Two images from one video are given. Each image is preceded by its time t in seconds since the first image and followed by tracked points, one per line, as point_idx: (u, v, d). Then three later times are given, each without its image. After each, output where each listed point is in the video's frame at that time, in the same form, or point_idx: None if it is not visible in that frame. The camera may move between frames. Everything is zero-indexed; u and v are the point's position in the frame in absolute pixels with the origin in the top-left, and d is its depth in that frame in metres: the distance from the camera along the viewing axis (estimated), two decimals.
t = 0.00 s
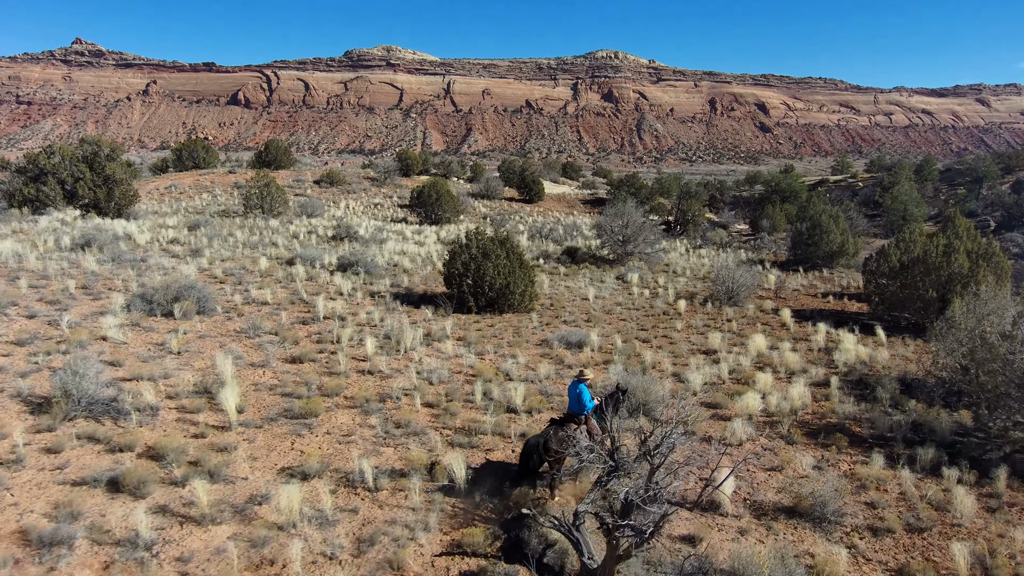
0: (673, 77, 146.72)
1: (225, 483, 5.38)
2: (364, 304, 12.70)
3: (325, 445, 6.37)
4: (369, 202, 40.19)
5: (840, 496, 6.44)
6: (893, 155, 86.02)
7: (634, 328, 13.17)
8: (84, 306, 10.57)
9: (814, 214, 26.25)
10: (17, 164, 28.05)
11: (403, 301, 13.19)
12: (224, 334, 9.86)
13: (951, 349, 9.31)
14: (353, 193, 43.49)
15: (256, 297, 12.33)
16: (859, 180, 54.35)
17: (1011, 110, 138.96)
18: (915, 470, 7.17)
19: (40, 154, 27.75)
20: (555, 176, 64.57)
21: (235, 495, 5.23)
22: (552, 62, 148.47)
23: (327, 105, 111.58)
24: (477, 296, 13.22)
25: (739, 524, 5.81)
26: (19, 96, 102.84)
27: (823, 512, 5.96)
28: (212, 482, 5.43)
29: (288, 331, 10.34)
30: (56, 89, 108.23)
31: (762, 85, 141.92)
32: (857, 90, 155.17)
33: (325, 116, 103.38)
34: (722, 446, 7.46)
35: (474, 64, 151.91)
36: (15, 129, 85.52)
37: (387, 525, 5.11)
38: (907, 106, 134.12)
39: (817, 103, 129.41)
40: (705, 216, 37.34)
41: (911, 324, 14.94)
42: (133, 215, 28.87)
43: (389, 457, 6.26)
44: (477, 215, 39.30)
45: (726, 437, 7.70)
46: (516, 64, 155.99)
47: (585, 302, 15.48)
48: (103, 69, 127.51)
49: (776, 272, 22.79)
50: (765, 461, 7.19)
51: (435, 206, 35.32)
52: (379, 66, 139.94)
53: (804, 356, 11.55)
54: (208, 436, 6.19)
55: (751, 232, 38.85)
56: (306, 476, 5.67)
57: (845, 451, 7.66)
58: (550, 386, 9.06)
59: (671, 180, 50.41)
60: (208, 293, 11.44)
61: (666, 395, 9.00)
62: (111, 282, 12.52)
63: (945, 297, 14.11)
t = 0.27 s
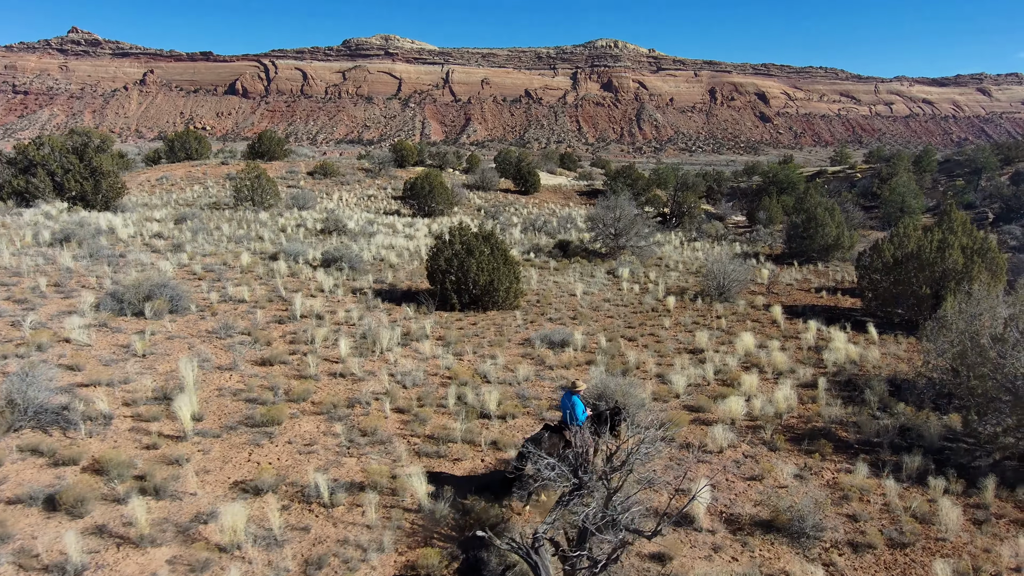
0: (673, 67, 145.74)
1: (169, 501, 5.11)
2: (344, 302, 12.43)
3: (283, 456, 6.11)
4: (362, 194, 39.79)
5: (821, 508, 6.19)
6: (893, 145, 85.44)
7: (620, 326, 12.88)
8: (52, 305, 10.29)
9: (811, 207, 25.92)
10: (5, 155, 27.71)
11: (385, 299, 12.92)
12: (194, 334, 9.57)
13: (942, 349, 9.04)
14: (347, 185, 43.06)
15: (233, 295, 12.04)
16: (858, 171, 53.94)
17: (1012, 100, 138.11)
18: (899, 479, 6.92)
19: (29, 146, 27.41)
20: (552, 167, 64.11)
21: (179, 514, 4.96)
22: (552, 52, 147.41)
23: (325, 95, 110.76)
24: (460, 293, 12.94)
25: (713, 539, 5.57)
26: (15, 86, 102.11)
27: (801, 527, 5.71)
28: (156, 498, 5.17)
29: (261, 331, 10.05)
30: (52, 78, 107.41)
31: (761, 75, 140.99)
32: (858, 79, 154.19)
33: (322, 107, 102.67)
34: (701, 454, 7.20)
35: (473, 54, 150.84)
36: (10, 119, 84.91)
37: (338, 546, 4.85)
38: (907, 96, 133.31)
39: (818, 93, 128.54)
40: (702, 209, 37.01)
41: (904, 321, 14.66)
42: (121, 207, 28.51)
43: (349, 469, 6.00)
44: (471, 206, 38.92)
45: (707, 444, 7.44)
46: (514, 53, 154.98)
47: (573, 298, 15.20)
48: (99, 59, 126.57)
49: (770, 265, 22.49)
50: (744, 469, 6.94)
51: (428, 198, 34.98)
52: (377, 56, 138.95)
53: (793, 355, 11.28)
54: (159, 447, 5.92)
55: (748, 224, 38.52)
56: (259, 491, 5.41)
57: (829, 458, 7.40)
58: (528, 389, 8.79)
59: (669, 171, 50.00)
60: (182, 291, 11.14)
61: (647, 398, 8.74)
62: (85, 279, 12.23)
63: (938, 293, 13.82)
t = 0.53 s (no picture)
0: (673, 52, 144.59)
1: (113, 507, 4.92)
2: (323, 293, 12.22)
3: (240, 458, 5.92)
4: (355, 182, 39.41)
5: (792, 510, 6.04)
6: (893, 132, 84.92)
7: (604, 317, 12.67)
8: (21, 298, 10.07)
9: (806, 195, 25.65)
10: None
11: (366, 290, 12.71)
12: (164, 328, 9.37)
13: (926, 344, 8.85)
14: (341, 172, 42.65)
15: (209, 287, 11.82)
16: (857, 157, 53.58)
17: (1014, 85, 137.03)
18: (877, 479, 6.76)
19: (19, 133, 27.11)
20: (550, 154, 63.64)
21: (121, 521, 4.78)
22: (551, 37, 146.15)
23: (323, 81, 109.86)
24: (442, 285, 12.73)
25: (679, 544, 5.41)
26: (12, 72, 101.42)
27: (771, 531, 5.56)
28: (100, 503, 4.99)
29: (233, 325, 9.84)
30: (48, 63, 106.68)
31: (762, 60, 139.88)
32: (860, 65, 153.10)
33: (319, 92, 101.80)
34: (675, 454, 7.02)
35: (471, 39, 149.53)
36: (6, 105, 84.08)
37: (287, 554, 4.67)
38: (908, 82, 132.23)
39: (819, 79, 127.62)
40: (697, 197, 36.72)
41: (894, 312, 14.46)
42: (109, 195, 28.15)
43: (307, 471, 5.81)
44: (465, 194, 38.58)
45: (681, 443, 7.28)
46: (514, 38, 153.66)
47: (559, 289, 15.00)
48: (95, 44, 125.31)
49: (763, 254, 22.27)
50: (718, 469, 6.78)
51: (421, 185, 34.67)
52: (375, 41, 137.76)
53: (778, 348, 11.08)
54: (110, 449, 5.73)
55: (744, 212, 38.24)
56: (209, 495, 5.23)
57: (806, 456, 7.24)
58: (503, 385, 8.60)
59: (666, 158, 49.62)
60: (156, 283, 10.91)
61: (625, 394, 8.56)
62: (60, 270, 12.00)
63: (928, 284, 13.61)
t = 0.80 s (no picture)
0: (673, 42, 143.71)
1: (52, 512, 4.76)
2: (301, 287, 12.04)
3: (194, 458, 5.76)
4: (349, 172, 39.13)
5: (761, 512, 5.90)
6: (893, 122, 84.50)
7: (587, 311, 12.50)
8: None
9: (800, 186, 25.42)
10: None
11: (345, 283, 12.52)
12: (133, 324, 9.20)
13: (908, 340, 8.68)
14: (334, 163, 42.35)
15: (185, 280, 11.63)
16: (855, 148, 53.26)
17: (1016, 75, 136.21)
18: (851, 479, 6.60)
19: (8, 124, 26.84)
20: (547, 144, 63.26)
21: (59, 526, 4.62)
22: (551, 27, 145.16)
23: (321, 70, 109.17)
24: (423, 278, 12.55)
25: (640, 547, 5.27)
26: (8, 62, 100.70)
27: (736, 534, 5.41)
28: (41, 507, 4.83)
29: (205, 320, 9.67)
30: (45, 53, 105.99)
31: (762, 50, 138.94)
32: (861, 55, 152.17)
33: (317, 82, 101.12)
34: (646, 453, 6.87)
35: (471, 29, 148.52)
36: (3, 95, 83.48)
37: (228, 560, 4.51)
38: (910, 72, 131.44)
39: (819, 69, 126.84)
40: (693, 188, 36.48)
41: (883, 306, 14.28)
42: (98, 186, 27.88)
43: (261, 472, 5.65)
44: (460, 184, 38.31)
45: (653, 442, 7.12)
46: (513, 27, 152.55)
47: (544, 281, 14.81)
48: (92, 33, 124.38)
49: (754, 246, 22.08)
50: (689, 469, 6.63)
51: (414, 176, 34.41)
52: (374, 30, 136.79)
53: (761, 343, 10.91)
54: (58, 450, 5.57)
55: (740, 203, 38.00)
56: (156, 498, 5.07)
57: (780, 455, 7.08)
58: (476, 381, 8.44)
59: (663, 149, 49.31)
60: (129, 277, 10.72)
61: (600, 391, 8.40)
62: (34, 263, 11.81)
63: (917, 277, 13.42)
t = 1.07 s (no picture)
0: (673, 37, 143.20)
1: None
2: (279, 281, 11.85)
3: (144, 457, 5.59)
4: (343, 168, 38.89)
5: (729, 513, 5.73)
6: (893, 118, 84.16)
7: (570, 306, 12.31)
8: None
9: (793, 181, 25.20)
10: None
11: (324, 278, 12.34)
12: (100, 319, 9.01)
13: (889, 335, 8.51)
14: (328, 157, 42.09)
15: (160, 275, 11.45)
16: (853, 143, 52.97)
17: (1017, 71, 135.75)
18: (823, 478, 6.45)
19: None
20: (545, 139, 62.98)
21: None
22: (551, 23, 144.72)
23: (319, 66, 108.74)
24: (403, 272, 12.37)
25: (599, 548, 5.10)
26: (6, 57, 100.23)
27: (699, 536, 5.25)
28: None
29: (175, 315, 9.49)
30: (44, 49, 105.56)
31: (762, 45, 138.41)
32: (863, 50, 151.98)
33: (316, 77, 100.66)
34: (615, 451, 6.71)
35: (471, 25, 147.95)
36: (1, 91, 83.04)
37: (165, 563, 4.34)
38: (910, 67, 130.95)
39: (820, 65, 126.36)
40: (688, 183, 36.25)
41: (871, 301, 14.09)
42: (86, 181, 27.64)
43: (211, 471, 5.47)
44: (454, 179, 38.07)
45: (624, 439, 6.96)
46: (513, 22, 151.90)
47: (529, 276, 14.61)
48: (90, 28, 123.81)
49: (746, 241, 21.88)
50: (657, 467, 6.47)
51: (406, 171, 34.16)
52: (374, 25, 136.22)
53: (744, 339, 10.73)
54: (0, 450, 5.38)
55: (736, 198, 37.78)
56: (97, 499, 4.91)
57: (754, 453, 6.92)
58: (447, 377, 8.26)
59: (660, 144, 49.04)
60: (101, 271, 10.53)
61: (574, 387, 8.22)
62: (8, 257, 11.61)
63: (905, 273, 13.24)
